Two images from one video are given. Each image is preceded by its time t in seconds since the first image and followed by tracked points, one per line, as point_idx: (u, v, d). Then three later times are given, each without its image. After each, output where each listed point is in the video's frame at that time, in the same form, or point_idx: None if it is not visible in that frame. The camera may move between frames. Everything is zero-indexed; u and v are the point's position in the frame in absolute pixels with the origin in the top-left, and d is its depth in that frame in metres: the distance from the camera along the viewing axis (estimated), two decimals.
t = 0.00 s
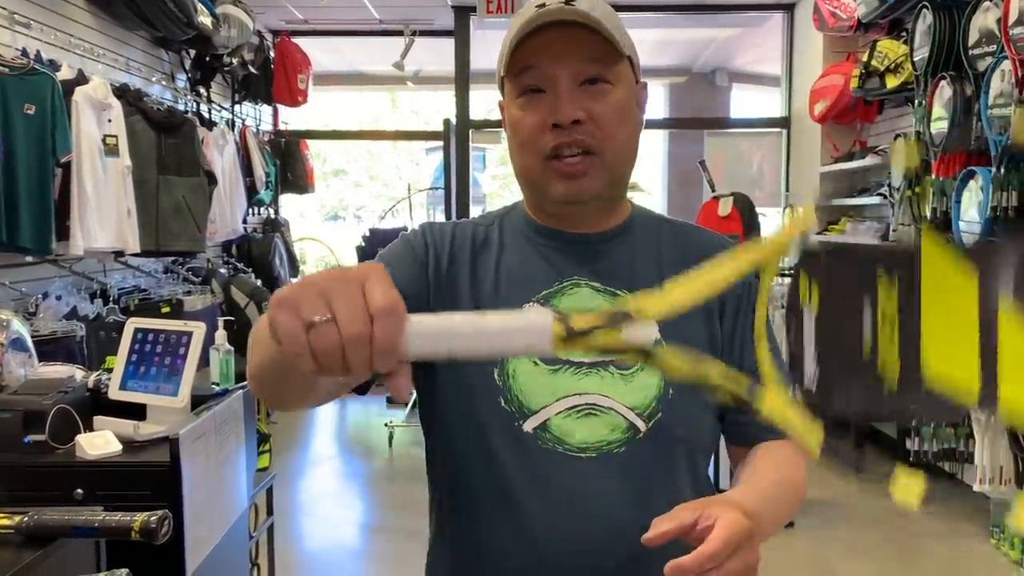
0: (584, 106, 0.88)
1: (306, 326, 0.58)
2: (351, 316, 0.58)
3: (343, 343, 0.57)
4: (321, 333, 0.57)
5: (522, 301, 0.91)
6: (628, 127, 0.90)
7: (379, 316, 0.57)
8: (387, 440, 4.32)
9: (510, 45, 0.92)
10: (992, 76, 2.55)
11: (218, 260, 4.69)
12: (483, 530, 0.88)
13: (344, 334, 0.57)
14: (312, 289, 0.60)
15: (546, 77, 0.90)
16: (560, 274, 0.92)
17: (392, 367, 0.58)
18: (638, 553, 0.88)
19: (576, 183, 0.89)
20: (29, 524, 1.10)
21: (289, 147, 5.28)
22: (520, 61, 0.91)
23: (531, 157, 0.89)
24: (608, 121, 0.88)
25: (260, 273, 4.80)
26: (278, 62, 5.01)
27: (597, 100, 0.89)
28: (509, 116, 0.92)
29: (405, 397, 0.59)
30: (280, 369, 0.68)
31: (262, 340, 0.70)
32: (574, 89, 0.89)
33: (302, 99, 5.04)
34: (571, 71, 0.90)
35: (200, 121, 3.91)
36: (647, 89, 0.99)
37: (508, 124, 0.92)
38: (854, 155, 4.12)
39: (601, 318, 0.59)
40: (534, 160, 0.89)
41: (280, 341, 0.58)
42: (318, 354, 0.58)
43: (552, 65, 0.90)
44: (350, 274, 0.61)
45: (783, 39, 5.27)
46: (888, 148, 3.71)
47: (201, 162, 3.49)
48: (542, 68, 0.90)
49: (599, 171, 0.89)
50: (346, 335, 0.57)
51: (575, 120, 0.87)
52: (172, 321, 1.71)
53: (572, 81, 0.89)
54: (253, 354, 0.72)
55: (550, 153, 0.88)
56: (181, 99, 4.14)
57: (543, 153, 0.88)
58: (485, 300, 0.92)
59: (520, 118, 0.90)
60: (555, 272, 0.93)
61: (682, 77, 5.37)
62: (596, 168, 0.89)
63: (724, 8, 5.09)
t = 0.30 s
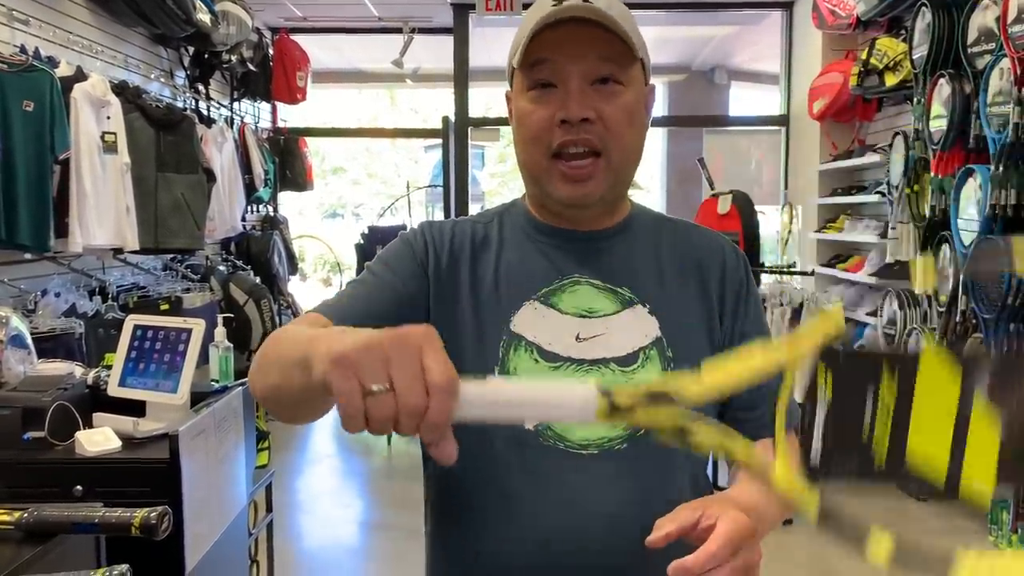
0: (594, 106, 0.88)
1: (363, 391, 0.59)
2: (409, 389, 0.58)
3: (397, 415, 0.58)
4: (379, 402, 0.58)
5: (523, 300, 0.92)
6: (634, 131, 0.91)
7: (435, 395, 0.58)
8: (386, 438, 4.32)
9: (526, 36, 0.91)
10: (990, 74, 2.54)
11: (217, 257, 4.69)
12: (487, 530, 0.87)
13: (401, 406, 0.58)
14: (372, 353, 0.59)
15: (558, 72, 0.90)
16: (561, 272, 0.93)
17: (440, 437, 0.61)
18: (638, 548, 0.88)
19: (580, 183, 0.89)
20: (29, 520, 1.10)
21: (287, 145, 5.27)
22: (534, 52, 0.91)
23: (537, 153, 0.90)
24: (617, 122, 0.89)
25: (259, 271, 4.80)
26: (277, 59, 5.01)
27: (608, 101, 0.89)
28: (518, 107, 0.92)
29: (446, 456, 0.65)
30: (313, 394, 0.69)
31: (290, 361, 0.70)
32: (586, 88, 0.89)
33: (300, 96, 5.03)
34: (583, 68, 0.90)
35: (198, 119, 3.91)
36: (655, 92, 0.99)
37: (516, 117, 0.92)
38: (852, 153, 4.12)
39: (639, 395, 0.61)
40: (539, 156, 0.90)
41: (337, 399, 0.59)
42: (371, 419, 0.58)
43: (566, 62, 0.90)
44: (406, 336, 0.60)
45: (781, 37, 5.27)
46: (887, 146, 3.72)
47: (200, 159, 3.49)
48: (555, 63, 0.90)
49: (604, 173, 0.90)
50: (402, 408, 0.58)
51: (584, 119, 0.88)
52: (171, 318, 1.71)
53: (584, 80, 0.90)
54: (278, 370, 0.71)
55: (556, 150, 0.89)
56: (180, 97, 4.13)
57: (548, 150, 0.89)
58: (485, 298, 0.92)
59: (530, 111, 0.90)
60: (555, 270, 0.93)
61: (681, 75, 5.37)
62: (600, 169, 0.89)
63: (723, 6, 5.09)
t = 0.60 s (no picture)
0: (594, 107, 0.88)
1: (366, 372, 0.59)
2: (412, 368, 0.59)
3: (402, 394, 0.59)
4: (382, 382, 0.58)
5: (524, 299, 0.92)
6: (635, 131, 0.91)
7: (438, 373, 0.58)
8: (385, 436, 4.33)
9: (525, 39, 0.91)
10: (988, 73, 2.52)
11: (216, 255, 4.69)
12: (488, 529, 0.87)
13: (405, 385, 0.59)
14: (375, 335, 0.60)
15: (559, 75, 0.90)
16: (562, 271, 0.93)
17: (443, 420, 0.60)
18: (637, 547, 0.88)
19: (582, 183, 0.89)
20: (29, 518, 1.10)
21: (287, 143, 5.27)
22: (534, 54, 0.91)
23: (539, 154, 0.89)
24: (617, 124, 0.89)
25: (259, 269, 4.80)
26: (276, 57, 5.01)
27: (607, 102, 0.89)
28: (519, 110, 0.92)
29: (456, 439, 0.64)
30: (317, 387, 0.69)
31: (294, 356, 0.70)
32: (586, 90, 0.90)
33: (299, 94, 5.02)
34: (584, 70, 0.90)
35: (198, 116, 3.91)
36: (654, 92, 0.99)
37: (517, 119, 0.92)
38: (852, 151, 4.12)
39: (645, 384, 0.63)
40: (540, 158, 0.90)
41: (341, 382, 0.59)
42: (376, 399, 0.58)
43: (566, 63, 0.90)
44: (410, 319, 0.61)
45: (781, 36, 5.28)
46: (887, 145, 3.72)
47: (200, 157, 3.49)
48: (555, 65, 0.90)
49: (605, 173, 0.90)
50: (406, 386, 0.59)
51: (585, 121, 0.87)
52: (171, 316, 1.70)
53: (584, 82, 0.90)
54: (281, 365, 0.71)
55: (557, 153, 0.89)
56: (180, 94, 4.13)
57: (550, 152, 0.89)
58: (486, 296, 0.92)
59: (531, 113, 0.90)
60: (556, 268, 0.93)
61: (681, 73, 5.38)
62: (602, 170, 0.89)
63: (723, 5, 5.09)
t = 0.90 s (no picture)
0: (595, 102, 0.88)
1: (385, 347, 0.60)
2: (428, 335, 0.60)
3: (425, 362, 0.60)
4: (403, 354, 0.60)
5: (526, 296, 0.92)
6: (636, 125, 0.90)
7: (456, 329, 0.60)
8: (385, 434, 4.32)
9: (525, 35, 0.91)
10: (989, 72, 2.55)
11: (216, 253, 4.69)
12: (489, 526, 0.87)
13: (426, 353, 0.60)
14: (383, 310, 0.61)
15: (559, 70, 0.90)
16: (563, 269, 0.93)
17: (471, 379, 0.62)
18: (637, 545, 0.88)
19: (582, 176, 0.89)
20: (28, 515, 1.09)
21: (287, 141, 5.27)
22: (534, 51, 0.91)
23: (539, 148, 0.89)
24: (618, 117, 0.88)
25: (259, 267, 4.80)
26: (276, 55, 5.00)
27: (608, 96, 0.89)
28: (519, 105, 0.92)
29: (483, 401, 0.64)
30: (333, 378, 0.70)
31: (305, 355, 0.70)
32: (586, 85, 0.89)
33: (299, 93, 5.01)
34: (584, 64, 0.90)
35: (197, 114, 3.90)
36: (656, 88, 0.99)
37: (517, 115, 0.92)
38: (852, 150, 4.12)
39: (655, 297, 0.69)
40: (540, 153, 0.89)
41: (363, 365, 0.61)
42: (402, 374, 0.60)
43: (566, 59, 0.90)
44: (412, 290, 0.62)
45: (781, 34, 5.27)
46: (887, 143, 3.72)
47: (200, 155, 3.49)
48: (555, 61, 0.90)
49: (606, 167, 0.89)
50: (428, 355, 0.60)
51: (585, 115, 0.87)
52: (170, 314, 1.70)
53: (584, 76, 0.89)
54: (287, 364, 0.72)
55: (557, 147, 0.88)
56: (180, 92, 4.13)
57: (550, 146, 0.89)
58: (488, 294, 0.92)
59: (531, 109, 0.90)
60: (557, 266, 0.93)
61: (681, 72, 5.38)
62: (603, 163, 0.89)
63: (723, 3, 5.09)
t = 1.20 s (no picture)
0: (591, 100, 0.88)
1: (393, 390, 0.58)
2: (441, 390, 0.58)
3: (424, 418, 0.57)
4: (409, 401, 0.57)
5: (526, 296, 0.92)
6: (633, 123, 0.90)
7: (465, 404, 0.58)
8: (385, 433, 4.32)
9: (521, 34, 0.90)
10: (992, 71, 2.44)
11: (216, 252, 4.69)
12: (488, 528, 0.87)
13: (430, 409, 0.57)
14: (408, 352, 0.59)
15: (556, 69, 0.90)
16: (562, 269, 0.93)
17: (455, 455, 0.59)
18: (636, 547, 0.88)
19: (580, 176, 0.89)
20: (27, 514, 1.09)
21: (287, 140, 5.27)
22: (530, 50, 0.91)
23: (536, 147, 0.89)
24: (614, 116, 0.89)
25: (259, 267, 4.80)
26: (277, 54, 5.00)
27: (604, 94, 0.89)
28: (517, 105, 0.91)
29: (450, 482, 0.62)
30: (334, 390, 0.69)
31: (312, 360, 0.70)
32: (583, 83, 0.89)
33: (300, 92, 5.04)
34: (580, 63, 0.89)
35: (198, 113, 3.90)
36: (652, 85, 0.99)
37: (514, 114, 0.92)
38: (852, 150, 4.12)
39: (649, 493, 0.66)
40: (538, 153, 0.89)
41: (367, 395, 0.58)
42: (398, 418, 0.57)
43: (562, 57, 0.90)
44: (442, 344, 0.60)
45: (782, 34, 5.27)
46: (888, 144, 3.72)
47: (200, 154, 3.48)
48: (552, 59, 0.90)
49: (604, 166, 0.89)
50: (431, 410, 0.57)
51: (582, 114, 0.87)
52: (170, 312, 1.70)
53: (580, 75, 0.89)
54: (297, 367, 0.71)
55: (555, 145, 0.89)
56: (180, 91, 4.13)
57: (547, 145, 0.89)
58: (487, 294, 0.92)
59: (529, 108, 0.90)
60: (556, 267, 0.93)
61: (682, 72, 5.38)
62: (600, 163, 0.89)
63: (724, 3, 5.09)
